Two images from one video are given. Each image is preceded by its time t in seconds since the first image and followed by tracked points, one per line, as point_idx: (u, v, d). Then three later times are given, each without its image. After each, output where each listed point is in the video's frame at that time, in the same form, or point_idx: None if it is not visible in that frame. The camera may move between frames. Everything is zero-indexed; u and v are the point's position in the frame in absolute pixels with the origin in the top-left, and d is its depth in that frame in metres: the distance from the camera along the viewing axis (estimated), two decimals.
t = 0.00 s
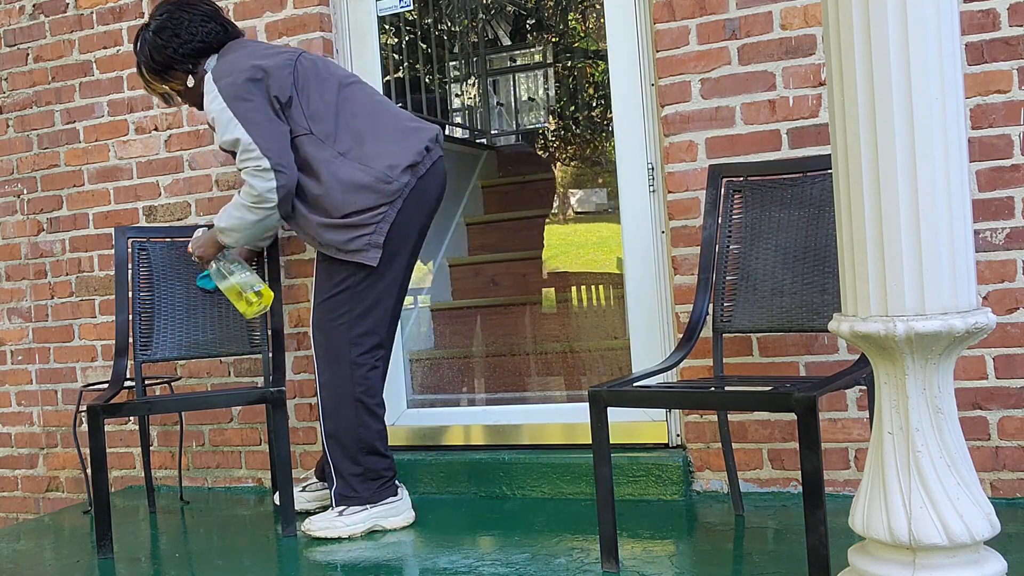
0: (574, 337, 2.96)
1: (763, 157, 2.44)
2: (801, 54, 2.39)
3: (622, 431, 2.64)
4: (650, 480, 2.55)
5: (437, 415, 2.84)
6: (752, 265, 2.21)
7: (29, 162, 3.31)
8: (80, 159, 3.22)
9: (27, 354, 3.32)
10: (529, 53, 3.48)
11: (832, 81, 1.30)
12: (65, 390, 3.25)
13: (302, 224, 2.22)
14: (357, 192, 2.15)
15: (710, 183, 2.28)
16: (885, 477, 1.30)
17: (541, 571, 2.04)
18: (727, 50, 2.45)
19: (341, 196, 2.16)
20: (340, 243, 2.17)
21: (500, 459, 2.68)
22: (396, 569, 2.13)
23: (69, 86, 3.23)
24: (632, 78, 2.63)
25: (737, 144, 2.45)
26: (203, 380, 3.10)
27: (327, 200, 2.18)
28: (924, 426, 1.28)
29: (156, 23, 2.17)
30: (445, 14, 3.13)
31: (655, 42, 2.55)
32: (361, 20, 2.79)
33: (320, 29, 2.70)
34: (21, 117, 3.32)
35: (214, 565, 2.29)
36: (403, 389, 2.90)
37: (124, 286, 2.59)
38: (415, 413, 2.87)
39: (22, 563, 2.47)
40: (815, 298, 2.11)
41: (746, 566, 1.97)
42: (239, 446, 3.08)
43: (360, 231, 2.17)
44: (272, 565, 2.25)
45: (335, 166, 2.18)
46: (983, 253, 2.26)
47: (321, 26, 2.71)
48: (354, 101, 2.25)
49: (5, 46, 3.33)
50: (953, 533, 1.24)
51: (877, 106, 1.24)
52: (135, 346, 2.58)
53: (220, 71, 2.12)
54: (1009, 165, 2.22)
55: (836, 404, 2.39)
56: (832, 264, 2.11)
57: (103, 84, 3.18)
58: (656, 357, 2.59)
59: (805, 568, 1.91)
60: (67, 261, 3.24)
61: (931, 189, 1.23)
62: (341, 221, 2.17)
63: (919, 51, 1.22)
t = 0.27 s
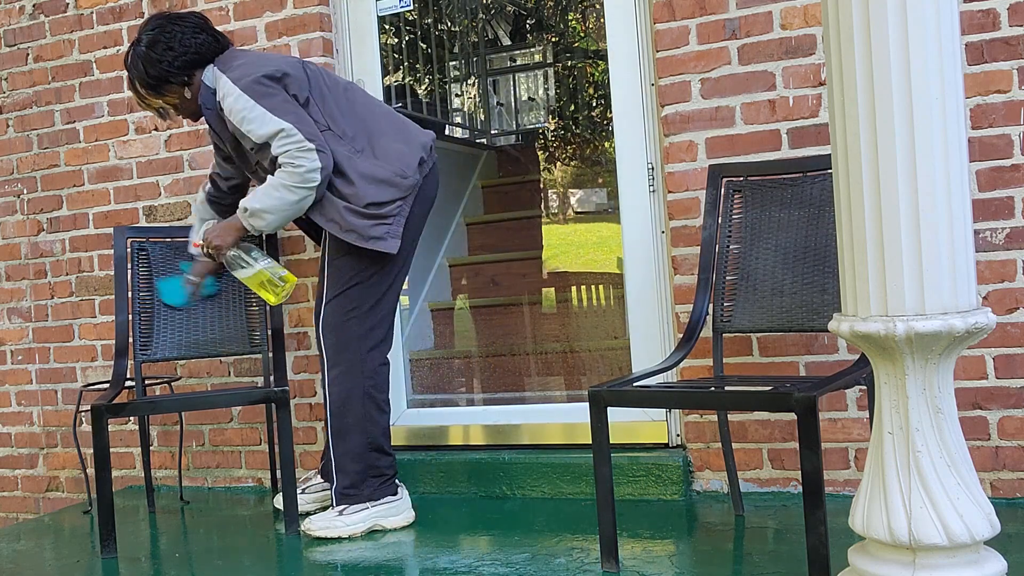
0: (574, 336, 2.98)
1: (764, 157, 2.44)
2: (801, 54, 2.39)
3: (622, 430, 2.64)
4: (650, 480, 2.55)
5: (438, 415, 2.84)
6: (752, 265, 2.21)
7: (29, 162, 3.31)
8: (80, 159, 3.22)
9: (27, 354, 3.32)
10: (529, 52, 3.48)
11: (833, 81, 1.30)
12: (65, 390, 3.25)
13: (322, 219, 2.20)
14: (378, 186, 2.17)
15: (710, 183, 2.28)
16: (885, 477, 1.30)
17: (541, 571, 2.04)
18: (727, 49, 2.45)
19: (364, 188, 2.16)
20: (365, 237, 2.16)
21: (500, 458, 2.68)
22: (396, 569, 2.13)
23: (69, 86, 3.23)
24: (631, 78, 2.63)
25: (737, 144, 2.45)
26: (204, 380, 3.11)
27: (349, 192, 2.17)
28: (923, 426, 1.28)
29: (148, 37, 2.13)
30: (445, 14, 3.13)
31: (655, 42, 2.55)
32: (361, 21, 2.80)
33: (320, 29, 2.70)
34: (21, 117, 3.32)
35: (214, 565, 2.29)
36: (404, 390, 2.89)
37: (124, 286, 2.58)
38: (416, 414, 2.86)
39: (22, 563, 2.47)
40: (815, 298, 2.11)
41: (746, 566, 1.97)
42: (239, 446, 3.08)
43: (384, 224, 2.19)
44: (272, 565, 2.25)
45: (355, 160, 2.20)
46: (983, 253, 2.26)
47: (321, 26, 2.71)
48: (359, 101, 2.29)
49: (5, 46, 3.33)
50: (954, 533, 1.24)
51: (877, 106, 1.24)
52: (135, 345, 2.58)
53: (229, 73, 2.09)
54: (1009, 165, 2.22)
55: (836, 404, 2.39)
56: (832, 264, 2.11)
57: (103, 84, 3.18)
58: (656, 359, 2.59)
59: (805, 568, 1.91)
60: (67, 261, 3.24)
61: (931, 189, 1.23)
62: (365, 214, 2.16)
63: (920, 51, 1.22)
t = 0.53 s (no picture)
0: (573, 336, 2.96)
1: (763, 157, 2.44)
2: (800, 54, 2.39)
3: (621, 430, 2.64)
4: (650, 480, 2.55)
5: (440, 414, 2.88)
6: (752, 265, 2.21)
7: (28, 161, 3.30)
8: (80, 158, 3.22)
9: (26, 353, 3.32)
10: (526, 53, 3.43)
11: (832, 81, 1.30)
12: (64, 390, 3.25)
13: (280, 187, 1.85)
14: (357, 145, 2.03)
15: (709, 183, 2.28)
16: (884, 477, 1.30)
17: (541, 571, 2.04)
18: (727, 49, 2.45)
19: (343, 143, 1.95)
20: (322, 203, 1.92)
21: (500, 458, 2.68)
22: (396, 568, 2.13)
23: (68, 85, 3.22)
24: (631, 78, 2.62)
25: (736, 144, 2.45)
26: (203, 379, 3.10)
27: (326, 148, 1.90)
28: (923, 426, 1.27)
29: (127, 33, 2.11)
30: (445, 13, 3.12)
31: (655, 42, 2.55)
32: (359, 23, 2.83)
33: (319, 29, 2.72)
34: (20, 116, 3.31)
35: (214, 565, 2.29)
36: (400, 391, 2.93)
37: (123, 286, 2.58)
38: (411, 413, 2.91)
39: (21, 562, 2.46)
40: (814, 298, 2.11)
41: (746, 566, 1.96)
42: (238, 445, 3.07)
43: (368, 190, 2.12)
44: (271, 565, 2.24)
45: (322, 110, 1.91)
46: (982, 253, 2.25)
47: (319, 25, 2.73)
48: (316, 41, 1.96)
49: (4, 45, 3.33)
50: (953, 533, 1.24)
51: (877, 106, 1.24)
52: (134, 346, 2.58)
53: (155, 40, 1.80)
54: (1009, 165, 2.22)
55: (835, 404, 2.39)
56: (831, 264, 2.10)
57: (102, 83, 3.17)
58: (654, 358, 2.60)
59: (804, 568, 1.90)
60: (66, 261, 3.24)
61: (931, 189, 1.22)
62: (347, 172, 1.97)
63: (919, 52, 1.22)
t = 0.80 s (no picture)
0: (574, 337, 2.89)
1: (763, 157, 2.44)
2: (800, 54, 2.39)
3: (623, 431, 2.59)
4: (650, 480, 2.56)
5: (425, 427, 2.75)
6: (752, 265, 2.21)
7: (28, 161, 3.30)
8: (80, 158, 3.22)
9: (26, 353, 3.31)
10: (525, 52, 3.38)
11: (832, 81, 1.30)
12: (64, 390, 3.25)
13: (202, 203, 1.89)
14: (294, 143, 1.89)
15: (709, 183, 2.28)
16: (884, 477, 1.30)
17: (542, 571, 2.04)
18: (726, 49, 2.45)
19: (260, 148, 1.84)
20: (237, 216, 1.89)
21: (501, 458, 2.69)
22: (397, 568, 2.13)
23: (68, 85, 3.22)
24: (631, 78, 2.62)
25: (736, 144, 2.45)
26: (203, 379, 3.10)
27: (240, 156, 1.84)
28: (923, 425, 1.27)
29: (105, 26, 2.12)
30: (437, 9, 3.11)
31: (655, 42, 2.55)
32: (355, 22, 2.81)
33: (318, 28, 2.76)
34: (20, 116, 3.31)
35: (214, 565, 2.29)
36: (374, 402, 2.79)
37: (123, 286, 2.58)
38: (386, 425, 2.78)
39: (21, 562, 2.46)
40: (813, 298, 2.11)
41: (746, 566, 1.96)
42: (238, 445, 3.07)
43: (319, 185, 1.98)
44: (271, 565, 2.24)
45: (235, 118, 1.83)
46: (982, 253, 2.25)
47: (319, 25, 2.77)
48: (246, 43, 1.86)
49: (4, 45, 3.32)
50: (953, 533, 1.24)
51: (877, 106, 1.24)
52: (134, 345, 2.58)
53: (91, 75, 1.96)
54: (1009, 165, 2.22)
55: (835, 404, 2.39)
56: (830, 265, 2.10)
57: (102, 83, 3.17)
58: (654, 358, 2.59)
59: (805, 568, 1.90)
60: (66, 260, 3.24)
61: (931, 189, 1.22)
62: (271, 177, 1.87)
63: (920, 52, 1.22)
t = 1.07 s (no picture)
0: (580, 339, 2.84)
1: (763, 157, 2.44)
2: (800, 54, 2.39)
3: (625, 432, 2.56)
4: (650, 480, 2.55)
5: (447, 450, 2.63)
6: (752, 265, 2.21)
7: (28, 161, 3.30)
8: (80, 158, 3.22)
9: (26, 353, 3.32)
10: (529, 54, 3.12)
11: (832, 82, 1.30)
12: (64, 390, 3.25)
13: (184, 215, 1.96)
14: (242, 142, 1.87)
15: (709, 183, 2.28)
16: (884, 477, 1.30)
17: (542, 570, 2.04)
18: (726, 49, 2.45)
19: (208, 158, 1.87)
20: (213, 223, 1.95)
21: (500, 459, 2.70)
22: (396, 568, 2.13)
23: (68, 85, 3.22)
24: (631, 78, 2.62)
25: (736, 144, 2.45)
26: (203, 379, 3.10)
27: (202, 169, 1.88)
28: (923, 426, 1.27)
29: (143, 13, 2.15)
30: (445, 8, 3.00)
31: (655, 42, 2.55)
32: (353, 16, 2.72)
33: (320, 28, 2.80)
34: (20, 116, 3.31)
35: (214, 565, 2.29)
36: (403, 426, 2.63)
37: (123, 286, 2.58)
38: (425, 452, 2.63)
39: (20, 562, 2.46)
40: (813, 299, 2.11)
41: (746, 566, 1.96)
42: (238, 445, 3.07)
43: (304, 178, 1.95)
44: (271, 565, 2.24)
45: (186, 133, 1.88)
46: (982, 253, 2.25)
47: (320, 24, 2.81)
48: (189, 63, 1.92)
49: (4, 45, 3.33)
50: (953, 533, 1.24)
51: (877, 106, 1.24)
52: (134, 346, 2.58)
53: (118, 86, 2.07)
54: (1009, 165, 2.22)
55: (835, 404, 2.39)
56: (830, 265, 2.10)
57: (102, 83, 3.17)
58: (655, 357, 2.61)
59: (805, 568, 1.90)
60: (66, 261, 3.24)
61: (931, 189, 1.22)
62: (230, 183, 1.89)
63: (920, 52, 1.22)
